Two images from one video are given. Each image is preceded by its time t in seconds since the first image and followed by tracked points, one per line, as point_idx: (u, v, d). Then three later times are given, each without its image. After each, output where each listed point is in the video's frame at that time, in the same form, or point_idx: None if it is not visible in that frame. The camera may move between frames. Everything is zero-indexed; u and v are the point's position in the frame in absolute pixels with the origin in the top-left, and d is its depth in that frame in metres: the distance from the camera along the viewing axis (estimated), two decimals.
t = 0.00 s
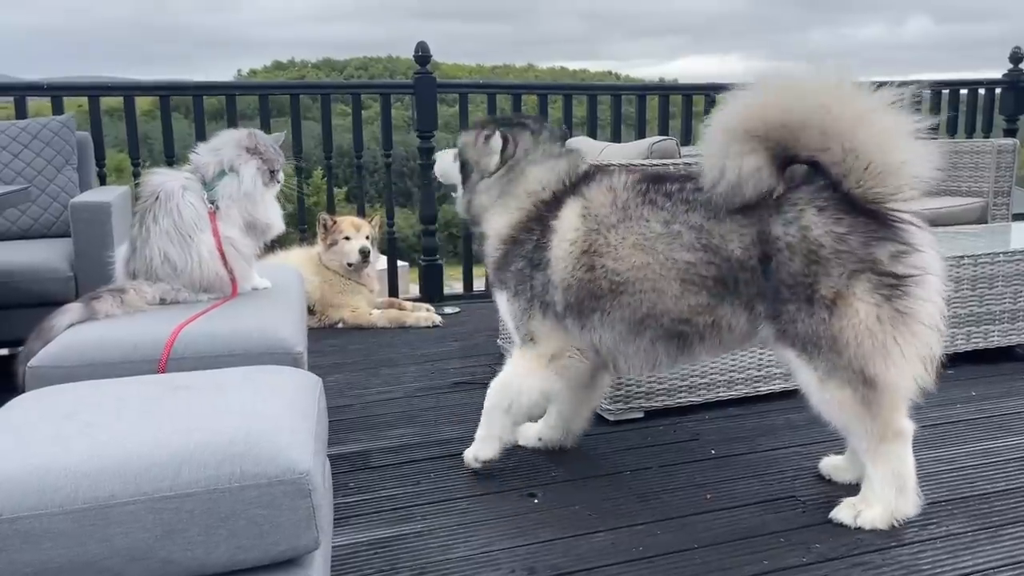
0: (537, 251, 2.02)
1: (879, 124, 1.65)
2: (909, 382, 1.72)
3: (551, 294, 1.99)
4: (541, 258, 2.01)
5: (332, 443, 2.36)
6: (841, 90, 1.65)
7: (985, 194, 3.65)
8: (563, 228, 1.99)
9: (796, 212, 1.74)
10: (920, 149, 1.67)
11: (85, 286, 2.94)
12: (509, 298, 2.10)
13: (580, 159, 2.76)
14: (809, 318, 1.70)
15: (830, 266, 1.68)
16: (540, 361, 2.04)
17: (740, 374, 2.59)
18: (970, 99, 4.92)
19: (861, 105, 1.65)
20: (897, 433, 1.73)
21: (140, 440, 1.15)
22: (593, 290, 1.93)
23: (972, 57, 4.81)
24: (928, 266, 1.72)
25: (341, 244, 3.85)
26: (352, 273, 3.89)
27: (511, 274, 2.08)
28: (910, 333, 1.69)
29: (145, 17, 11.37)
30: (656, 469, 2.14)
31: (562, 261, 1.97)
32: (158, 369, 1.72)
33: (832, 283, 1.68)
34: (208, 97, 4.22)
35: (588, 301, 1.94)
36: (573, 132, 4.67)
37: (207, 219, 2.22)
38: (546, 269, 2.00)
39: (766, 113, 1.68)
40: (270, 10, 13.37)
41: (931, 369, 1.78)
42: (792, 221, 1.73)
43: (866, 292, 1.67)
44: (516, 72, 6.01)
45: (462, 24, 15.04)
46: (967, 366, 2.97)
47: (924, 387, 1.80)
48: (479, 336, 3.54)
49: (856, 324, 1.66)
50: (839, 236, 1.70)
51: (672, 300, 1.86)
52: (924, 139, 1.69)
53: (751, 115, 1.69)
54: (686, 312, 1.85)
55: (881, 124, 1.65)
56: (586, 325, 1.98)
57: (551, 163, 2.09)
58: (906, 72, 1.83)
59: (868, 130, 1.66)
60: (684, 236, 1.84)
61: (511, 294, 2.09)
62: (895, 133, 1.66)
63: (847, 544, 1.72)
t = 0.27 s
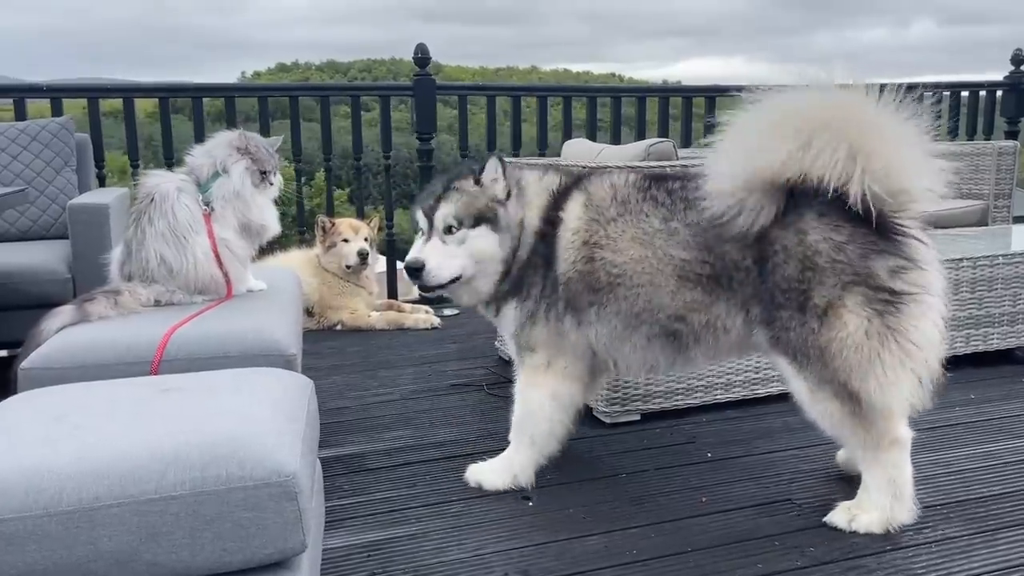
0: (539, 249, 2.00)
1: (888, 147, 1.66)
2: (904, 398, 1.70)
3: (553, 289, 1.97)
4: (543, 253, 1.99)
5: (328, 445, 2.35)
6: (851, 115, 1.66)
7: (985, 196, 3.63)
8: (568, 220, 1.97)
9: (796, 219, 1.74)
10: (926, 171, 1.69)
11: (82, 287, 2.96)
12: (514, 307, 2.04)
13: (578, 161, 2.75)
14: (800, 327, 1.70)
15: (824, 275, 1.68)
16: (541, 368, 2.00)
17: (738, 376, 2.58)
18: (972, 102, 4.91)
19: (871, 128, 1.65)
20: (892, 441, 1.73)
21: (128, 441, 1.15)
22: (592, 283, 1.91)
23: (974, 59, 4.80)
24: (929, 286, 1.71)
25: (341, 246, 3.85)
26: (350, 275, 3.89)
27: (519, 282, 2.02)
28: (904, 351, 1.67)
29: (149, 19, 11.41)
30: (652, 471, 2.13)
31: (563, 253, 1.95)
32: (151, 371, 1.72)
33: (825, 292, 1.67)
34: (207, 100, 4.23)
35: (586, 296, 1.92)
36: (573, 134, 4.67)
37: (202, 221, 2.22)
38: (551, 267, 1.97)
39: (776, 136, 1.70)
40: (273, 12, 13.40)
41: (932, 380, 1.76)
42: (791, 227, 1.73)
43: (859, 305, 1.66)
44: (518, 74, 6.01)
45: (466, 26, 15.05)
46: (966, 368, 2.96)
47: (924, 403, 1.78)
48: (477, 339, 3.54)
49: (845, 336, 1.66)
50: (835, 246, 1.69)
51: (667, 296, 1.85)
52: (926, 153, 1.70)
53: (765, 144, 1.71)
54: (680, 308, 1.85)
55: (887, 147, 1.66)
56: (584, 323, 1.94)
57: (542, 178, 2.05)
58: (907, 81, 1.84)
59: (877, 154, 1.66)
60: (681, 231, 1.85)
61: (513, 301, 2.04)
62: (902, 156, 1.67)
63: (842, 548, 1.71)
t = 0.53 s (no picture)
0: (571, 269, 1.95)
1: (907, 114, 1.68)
2: (924, 383, 1.70)
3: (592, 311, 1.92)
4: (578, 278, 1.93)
5: (325, 442, 2.36)
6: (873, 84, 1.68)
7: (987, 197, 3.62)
8: (595, 239, 1.92)
9: (831, 202, 1.73)
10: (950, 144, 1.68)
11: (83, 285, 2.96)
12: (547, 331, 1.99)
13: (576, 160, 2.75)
14: (833, 310, 1.69)
15: (860, 257, 1.67)
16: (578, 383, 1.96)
17: (736, 375, 2.57)
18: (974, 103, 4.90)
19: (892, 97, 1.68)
20: (906, 436, 1.72)
21: (119, 433, 1.15)
22: (631, 295, 1.88)
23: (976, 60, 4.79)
24: (961, 272, 1.71)
25: (340, 246, 3.86)
26: (350, 275, 3.89)
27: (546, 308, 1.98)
28: (931, 336, 1.68)
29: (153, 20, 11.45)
30: (648, 469, 2.13)
31: (602, 273, 1.90)
32: (146, 366, 1.73)
33: (859, 274, 1.67)
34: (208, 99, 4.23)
35: (628, 308, 1.89)
36: (573, 134, 4.67)
37: (200, 218, 2.23)
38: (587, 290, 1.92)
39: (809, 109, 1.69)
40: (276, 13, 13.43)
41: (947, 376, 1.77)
42: (826, 210, 1.72)
43: (893, 288, 1.66)
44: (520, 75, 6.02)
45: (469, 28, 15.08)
46: (966, 368, 2.95)
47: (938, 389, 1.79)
48: (476, 338, 3.54)
49: (878, 316, 1.66)
50: (872, 228, 1.68)
51: (711, 292, 1.82)
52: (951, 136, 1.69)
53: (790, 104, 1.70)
54: (725, 302, 1.81)
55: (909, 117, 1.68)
56: (628, 334, 1.91)
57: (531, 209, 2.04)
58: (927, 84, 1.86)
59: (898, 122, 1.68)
60: (719, 228, 1.80)
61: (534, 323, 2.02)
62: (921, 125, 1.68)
63: (837, 545, 1.71)
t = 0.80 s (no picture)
0: (604, 258, 2.07)
1: (930, 117, 1.66)
2: (932, 379, 1.69)
3: (623, 301, 2.03)
4: (610, 270, 2.05)
5: (325, 442, 2.36)
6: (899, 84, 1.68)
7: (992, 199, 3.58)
8: (621, 231, 2.04)
9: (842, 197, 1.76)
10: (974, 148, 1.65)
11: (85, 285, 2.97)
12: (580, 320, 2.13)
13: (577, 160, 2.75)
14: (842, 302, 1.70)
15: (868, 250, 1.68)
16: (617, 367, 2.09)
17: (737, 376, 2.57)
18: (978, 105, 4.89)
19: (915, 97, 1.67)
20: (910, 433, 1.72)
21: (117, 431, 1.15)
22: (661, 285, 1.97)
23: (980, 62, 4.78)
24: (973, 270, 1.70)
25: (341, 247, 3.86)
26: (352, 275, 3.90)
27: (575, 295, 2.14)
28: (941, 331, 1.66)
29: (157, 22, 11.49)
30: (648, 469, 2.13)
31: (630, 264, 2.00)
32: (146, 364, 1.74)
33: (867, 266, 1.68)
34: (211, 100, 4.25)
35: (657, 299, 1.98)
36: (575, 135, 4.67)
37: (201, 218, 2.24)
38: (614, 280, 2.04)
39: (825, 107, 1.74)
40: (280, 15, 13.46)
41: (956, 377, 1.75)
42: (838, 205, 1.75)
43: (902, 281, 1.66)
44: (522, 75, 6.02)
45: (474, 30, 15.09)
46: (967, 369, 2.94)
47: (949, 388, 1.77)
48: (477, 338, 3.54)
49: (886, 308, 1.66)
50: (882, 223, 1.70)
51: (732, 283, 1.88)
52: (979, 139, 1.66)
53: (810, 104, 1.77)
54: (743, 292, 1.87)
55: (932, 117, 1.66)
56: (658, 323, 2.01)
57: (562, 199, 2.23)
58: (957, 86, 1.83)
59: (918, 124, 1.67)
60: (737, 220, 1.86)
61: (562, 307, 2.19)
62: (946, 126, 1.66)
63: (836, 545, 1.71)
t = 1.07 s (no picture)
0: (602, 239, 2.05)
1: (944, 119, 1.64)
2: (935, 377, 1.68)
3: (618, 284, 2.02)
4: (609, 252, 2.03)
5: (325, 442, 2.36)
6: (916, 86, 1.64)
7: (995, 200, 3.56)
8: (623, 212, 2.02)
9: (844, 193, 1.75)
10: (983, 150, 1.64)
11: (86, 284, 2.97)
12: (573, 304, 2.11)
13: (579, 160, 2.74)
14: (845, 299, 1.70)
15: (871, 246, 1.68)
16: (609, 356, 2.07)
17: (738, 375, 2.56)
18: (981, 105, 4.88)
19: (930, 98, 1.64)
20: (912, 432, 1.71)
21: (114, 431, 1.15)
22: (658, 270, 1.95)
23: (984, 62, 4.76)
24: (975, 266, 1.69)
25: (341, 247, 3.86)
26: (352, 275, 3.89)
27: (567, 274, 2.12)
28: (944, 328, 1.66)
29: (160, 22, 11.52)
30: (648, 469, 2.12)
31: (630, 248, 1.99)
32: (145, 363, 1.74)
33: (870, 263, 1.68)
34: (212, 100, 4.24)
35: (653, 284, 1.96)
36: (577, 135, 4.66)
37: (201, 217, 2.24)
38: (613, 263, 2.03)
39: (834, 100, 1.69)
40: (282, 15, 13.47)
41: (959, 375, 1.74)
42: (840, 201, 1.74)
43: (904, 278, 1.66)
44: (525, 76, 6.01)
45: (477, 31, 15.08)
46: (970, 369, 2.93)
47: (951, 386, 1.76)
48: (478, 338, 3.53)
49: (889, 304, 1.66)
50: (885, 219, 1.69)
51: (731, 272, 1.87)
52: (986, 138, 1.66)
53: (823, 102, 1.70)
54: (741, 282, 1.86)
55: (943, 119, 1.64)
56: (650, 311, 1.99)
57: (562, 181, 2.21)
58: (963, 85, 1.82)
59: (931, 126, 1.64)
60: (739, 210, 1.86)
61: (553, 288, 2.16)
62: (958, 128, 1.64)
63: (837, 545, 1.70)
